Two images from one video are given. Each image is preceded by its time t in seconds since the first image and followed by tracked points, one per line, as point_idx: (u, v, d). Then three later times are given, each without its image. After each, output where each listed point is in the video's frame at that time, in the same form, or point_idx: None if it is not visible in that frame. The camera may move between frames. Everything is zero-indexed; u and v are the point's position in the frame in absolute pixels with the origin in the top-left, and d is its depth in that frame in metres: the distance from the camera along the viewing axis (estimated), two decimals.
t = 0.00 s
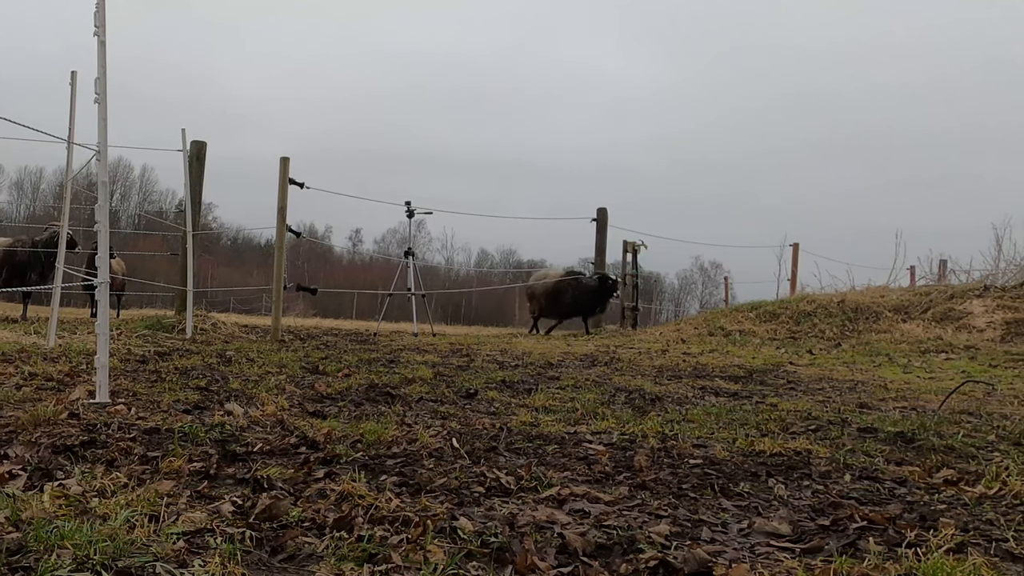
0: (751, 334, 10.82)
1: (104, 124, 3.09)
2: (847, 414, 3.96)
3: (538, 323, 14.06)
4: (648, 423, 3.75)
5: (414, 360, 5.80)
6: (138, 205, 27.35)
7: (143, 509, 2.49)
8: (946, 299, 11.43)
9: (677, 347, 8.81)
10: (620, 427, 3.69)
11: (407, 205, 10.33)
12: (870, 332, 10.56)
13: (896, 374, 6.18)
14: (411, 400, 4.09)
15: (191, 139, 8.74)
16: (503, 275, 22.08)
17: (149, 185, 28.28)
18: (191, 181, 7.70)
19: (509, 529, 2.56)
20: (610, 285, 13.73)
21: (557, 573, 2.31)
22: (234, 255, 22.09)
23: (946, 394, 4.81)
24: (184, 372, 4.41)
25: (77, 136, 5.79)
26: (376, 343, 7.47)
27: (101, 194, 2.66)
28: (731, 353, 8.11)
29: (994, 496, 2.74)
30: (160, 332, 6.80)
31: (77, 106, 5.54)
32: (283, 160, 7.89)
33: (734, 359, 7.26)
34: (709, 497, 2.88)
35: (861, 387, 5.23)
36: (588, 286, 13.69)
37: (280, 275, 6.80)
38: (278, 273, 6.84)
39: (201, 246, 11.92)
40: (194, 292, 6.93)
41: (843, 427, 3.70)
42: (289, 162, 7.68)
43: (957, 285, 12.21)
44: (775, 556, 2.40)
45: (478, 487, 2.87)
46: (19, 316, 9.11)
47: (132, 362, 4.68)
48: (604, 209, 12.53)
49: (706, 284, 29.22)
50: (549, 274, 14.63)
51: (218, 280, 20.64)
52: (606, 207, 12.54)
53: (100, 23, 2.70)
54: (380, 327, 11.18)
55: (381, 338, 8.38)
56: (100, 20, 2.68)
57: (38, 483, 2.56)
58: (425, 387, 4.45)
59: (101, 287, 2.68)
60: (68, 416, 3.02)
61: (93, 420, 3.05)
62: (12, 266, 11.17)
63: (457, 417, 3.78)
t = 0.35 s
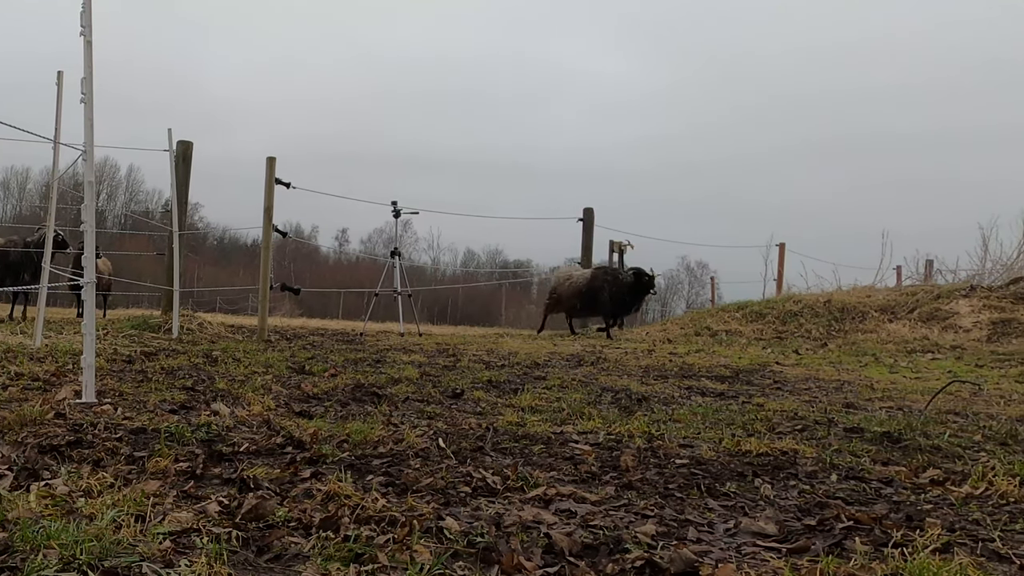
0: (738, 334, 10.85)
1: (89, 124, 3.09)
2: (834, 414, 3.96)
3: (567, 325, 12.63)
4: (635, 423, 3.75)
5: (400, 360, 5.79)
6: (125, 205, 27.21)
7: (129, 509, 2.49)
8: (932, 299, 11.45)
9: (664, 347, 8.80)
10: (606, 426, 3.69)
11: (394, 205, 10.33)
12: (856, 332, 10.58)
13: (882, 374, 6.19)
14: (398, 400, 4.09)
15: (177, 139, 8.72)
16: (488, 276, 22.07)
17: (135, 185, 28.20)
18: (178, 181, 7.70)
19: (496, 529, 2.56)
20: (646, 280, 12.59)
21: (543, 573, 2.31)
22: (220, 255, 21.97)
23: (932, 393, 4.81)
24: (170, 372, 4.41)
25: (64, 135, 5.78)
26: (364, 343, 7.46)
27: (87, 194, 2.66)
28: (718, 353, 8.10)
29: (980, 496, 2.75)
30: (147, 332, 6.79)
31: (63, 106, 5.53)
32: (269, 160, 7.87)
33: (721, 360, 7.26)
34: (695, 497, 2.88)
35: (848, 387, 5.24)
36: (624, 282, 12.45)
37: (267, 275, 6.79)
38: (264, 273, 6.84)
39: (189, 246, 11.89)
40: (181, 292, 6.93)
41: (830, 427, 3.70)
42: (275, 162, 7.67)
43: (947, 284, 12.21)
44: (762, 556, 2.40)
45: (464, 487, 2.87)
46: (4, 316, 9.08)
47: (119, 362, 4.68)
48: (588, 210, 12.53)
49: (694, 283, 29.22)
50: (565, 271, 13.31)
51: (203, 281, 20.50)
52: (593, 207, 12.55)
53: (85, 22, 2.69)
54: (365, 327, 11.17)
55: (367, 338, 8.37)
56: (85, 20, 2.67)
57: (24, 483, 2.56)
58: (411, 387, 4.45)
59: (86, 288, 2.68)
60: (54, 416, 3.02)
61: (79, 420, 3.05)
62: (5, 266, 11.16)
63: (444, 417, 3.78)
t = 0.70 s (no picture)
0: (724, 334, 10.87)
1: (76, 123, 3.08)
2: (820, 414, 3.96)
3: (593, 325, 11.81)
4: (621, 423, 3.75)
5: (387, 360, 5.79)
6: (111, 204, 27.01)
7: (115, 509, 2.48)
8: (918, 299, 11.45)
9: (650, 347, 8.79)
10: (593, 426, 3.69)
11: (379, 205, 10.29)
12: (842, 332, 10.58)
13: (868, 374, 6.18)
14: (384, 400, 4.09)
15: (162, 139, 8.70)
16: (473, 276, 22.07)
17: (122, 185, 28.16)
18: (165, 181, 7.68)
19: (482, 529, 2.56)
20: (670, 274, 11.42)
21: (529, 573, 2.30)
22: (206, 255, 21.74)
23: (918, 393, 4.81)
24: (157, 372, 4.41)
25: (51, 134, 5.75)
26: (350, 343, 7.45)
27: (74, 194, 2.66)
28: (705, 353, 8.10)
29: (967, 496, 2.75)
30: (133, 332, 6.79)
31: (49, 104, 5.50)
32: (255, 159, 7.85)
33: (707, 359, 7.25)
34: (682, 497, 2.88)
35: (834, 387, 5.24)
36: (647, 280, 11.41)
37: (253, 274, 6.78)
38: (251, 273, 6.83)
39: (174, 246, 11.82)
40: (167, 292, 6.92)
41: (816, 427, 3.70)
42: (261, 161, 7.65)
43: (936, 284, 12.21)
44: (748, 556, 2.40)
45: (451, 487, 2.87)
46: None
47: (105, 362, 4.68)
48: (575, 209, 12.52)
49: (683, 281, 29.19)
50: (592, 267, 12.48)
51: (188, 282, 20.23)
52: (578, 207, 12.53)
53: (73, 21, 2.68)
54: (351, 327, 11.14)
55: (352, 338, 8.34)
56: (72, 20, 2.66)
57: (9, 483, 2.55)
58: (397, 387, 4.45)
59: (73, 288, 2.68)
60: (40, 416, 3.01)
61: (65, 420, 3.05)
62: (6, 266, 11.16)
63: (430, 417, 3.78)
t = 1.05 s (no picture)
0: (711, 334, 10.90)
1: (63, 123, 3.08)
2: (806, 414, 3.96)
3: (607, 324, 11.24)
4: (608, 423, 3.75)
5: (374, 360, 5.79)
6: (98, 205, 26.81)
7: (101, 509, 2.48)
8: (904, 299, 11.46)
9: (637, 347, 8.78)
10: (579, 426, 3.69)
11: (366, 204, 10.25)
12: (828, 332, 10.60)
13: (855, 374, 6.18)
14: (370, 400, 4.09)
15: (148, 139, 8.67)
16: (459, 276, 22.09)
17: (109, 185, 28.06)
18: (151, 180, 7.67)
19: (468, 529, 2.56)
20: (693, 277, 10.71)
21: (516, 573, 2.30)
22: (192, 254, 21.53)
23: (904, 394, 4.81)
24: (143, 372, 4.41)
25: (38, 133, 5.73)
26: (337, 343, 7.44)
27: (61, 194, 2.66)
28: (692, 353, 8.09)
29: (954, 496, 2.76)
30: (119, 332, 6.79)
31: (36, 104, 5.50)
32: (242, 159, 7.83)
33: (694, 359, 7.24)
34: (668, 497, 2.88)
35: (821, 387, 5.24)
36: (667, 281, 10.78)
37: (240, 274, 6.78)
38: (238, 273, 6.83)
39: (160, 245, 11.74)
40: (154, 292, 6.90)
41: (803, 427, 3.70)
42: (247, 160, 7.63)
43: (924, 284, 12.23)
44: (734, 556, 2.40)
45: (437, 486, 2.87)
46: None
47: (92, 362, 4.68)
48: (562, 209, 12.51)
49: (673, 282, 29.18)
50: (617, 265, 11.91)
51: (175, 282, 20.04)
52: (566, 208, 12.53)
53: (59, 22, 2.68)
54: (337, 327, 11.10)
55: (339, 338, 8.33)
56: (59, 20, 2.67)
57: None
58: (384, 387, 4.44)
59: (60, 288, 2.68)
60: (27, 416, 3.00)
61: (52, 420, 3.05)
62: None
63: (416, 417, 3.78)
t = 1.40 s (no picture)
0: (699, 334, 10.92)
1: (48, 123, 3.08)
2: (793, 414, 3.97)
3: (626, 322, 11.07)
4: (594, 423, 3.76)
5: (360, 360, 5.79)
6: (85, 204, 26.61)
7: (87, 509, 2.47)
8: (891, 299, 11.47)
9: (623, 347, 8.79)
10: (566, 426, 3.69)
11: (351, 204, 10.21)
12: (814, 333, 10.60)
13: (840, 373, 6.21)
14: (356, 400, 4.10)
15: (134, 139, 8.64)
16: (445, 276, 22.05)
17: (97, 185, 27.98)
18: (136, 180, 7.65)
19: (455, 529, 2.55)
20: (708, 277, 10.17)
21: (501, 573, 2.30)
22: (178, 254, 21.35)
23: (889, 393, 4.84)
24: (129, 372, 4.42)
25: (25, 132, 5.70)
26: (324, 343, 7.43)
27: (47, 194, 2.66)
28: (678, 353, 8.10)
29: (940, 496, 2.76)
30: (105, 332, 6.78)
31: (23, 104, 5.48)
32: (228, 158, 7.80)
33: (680, 359, 7.25)
34: (654, 497, 2.88)
35: (807, 387, 5.25)
36: (682, 282, 10.31)
37: (226, 274, 6.77)
38: (223, 273, 6.82)
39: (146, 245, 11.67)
40: (139, 292, 6.89)
41: (789, 427, 3.71)
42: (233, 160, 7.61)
43: (910, 283, 12.25)
44: (720, 556, 2.40)
45: (423, 486, 2.87)
46: None
47: (77, 363, 4.67)
48: (547, 210, 12.52)
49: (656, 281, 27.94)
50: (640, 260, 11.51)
51: (163, 282, 19.86)
52: (551, 208, 12.52)
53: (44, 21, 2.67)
54: (324, 327, 11.06)
55: (324, 338, 8.31)
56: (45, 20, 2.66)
57: None
58: (370, 387, 4.45)
59: (46, 288, 2.68)
60: (12, 416, 3.00)
61: (37, 420, 3.05)
62: None
63: (402, 416, 3.79)
